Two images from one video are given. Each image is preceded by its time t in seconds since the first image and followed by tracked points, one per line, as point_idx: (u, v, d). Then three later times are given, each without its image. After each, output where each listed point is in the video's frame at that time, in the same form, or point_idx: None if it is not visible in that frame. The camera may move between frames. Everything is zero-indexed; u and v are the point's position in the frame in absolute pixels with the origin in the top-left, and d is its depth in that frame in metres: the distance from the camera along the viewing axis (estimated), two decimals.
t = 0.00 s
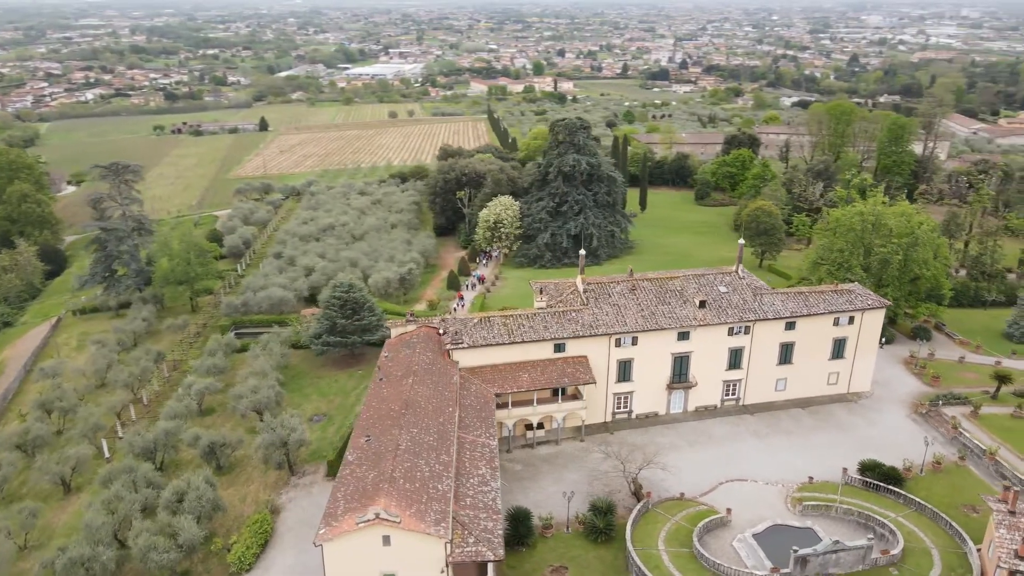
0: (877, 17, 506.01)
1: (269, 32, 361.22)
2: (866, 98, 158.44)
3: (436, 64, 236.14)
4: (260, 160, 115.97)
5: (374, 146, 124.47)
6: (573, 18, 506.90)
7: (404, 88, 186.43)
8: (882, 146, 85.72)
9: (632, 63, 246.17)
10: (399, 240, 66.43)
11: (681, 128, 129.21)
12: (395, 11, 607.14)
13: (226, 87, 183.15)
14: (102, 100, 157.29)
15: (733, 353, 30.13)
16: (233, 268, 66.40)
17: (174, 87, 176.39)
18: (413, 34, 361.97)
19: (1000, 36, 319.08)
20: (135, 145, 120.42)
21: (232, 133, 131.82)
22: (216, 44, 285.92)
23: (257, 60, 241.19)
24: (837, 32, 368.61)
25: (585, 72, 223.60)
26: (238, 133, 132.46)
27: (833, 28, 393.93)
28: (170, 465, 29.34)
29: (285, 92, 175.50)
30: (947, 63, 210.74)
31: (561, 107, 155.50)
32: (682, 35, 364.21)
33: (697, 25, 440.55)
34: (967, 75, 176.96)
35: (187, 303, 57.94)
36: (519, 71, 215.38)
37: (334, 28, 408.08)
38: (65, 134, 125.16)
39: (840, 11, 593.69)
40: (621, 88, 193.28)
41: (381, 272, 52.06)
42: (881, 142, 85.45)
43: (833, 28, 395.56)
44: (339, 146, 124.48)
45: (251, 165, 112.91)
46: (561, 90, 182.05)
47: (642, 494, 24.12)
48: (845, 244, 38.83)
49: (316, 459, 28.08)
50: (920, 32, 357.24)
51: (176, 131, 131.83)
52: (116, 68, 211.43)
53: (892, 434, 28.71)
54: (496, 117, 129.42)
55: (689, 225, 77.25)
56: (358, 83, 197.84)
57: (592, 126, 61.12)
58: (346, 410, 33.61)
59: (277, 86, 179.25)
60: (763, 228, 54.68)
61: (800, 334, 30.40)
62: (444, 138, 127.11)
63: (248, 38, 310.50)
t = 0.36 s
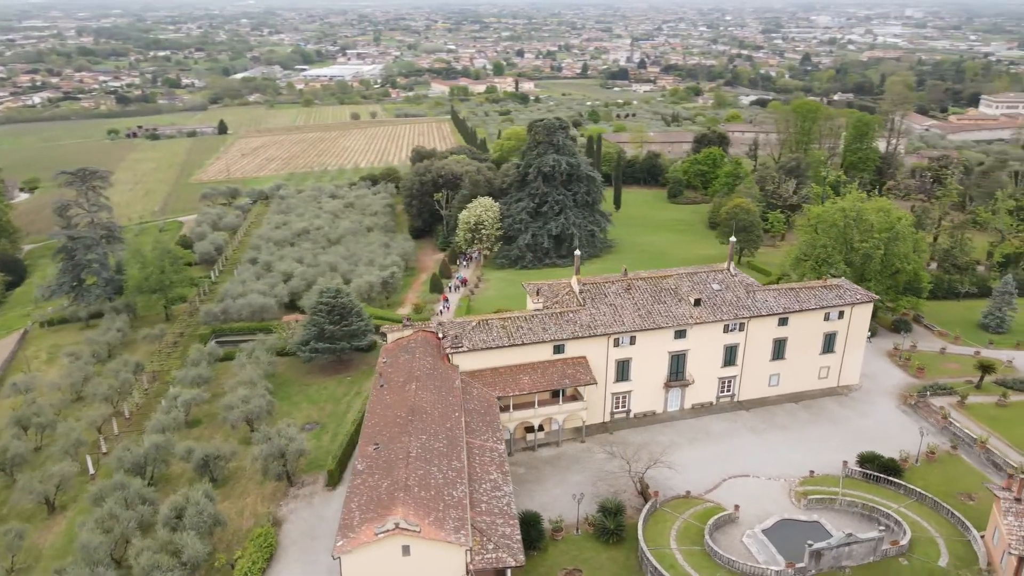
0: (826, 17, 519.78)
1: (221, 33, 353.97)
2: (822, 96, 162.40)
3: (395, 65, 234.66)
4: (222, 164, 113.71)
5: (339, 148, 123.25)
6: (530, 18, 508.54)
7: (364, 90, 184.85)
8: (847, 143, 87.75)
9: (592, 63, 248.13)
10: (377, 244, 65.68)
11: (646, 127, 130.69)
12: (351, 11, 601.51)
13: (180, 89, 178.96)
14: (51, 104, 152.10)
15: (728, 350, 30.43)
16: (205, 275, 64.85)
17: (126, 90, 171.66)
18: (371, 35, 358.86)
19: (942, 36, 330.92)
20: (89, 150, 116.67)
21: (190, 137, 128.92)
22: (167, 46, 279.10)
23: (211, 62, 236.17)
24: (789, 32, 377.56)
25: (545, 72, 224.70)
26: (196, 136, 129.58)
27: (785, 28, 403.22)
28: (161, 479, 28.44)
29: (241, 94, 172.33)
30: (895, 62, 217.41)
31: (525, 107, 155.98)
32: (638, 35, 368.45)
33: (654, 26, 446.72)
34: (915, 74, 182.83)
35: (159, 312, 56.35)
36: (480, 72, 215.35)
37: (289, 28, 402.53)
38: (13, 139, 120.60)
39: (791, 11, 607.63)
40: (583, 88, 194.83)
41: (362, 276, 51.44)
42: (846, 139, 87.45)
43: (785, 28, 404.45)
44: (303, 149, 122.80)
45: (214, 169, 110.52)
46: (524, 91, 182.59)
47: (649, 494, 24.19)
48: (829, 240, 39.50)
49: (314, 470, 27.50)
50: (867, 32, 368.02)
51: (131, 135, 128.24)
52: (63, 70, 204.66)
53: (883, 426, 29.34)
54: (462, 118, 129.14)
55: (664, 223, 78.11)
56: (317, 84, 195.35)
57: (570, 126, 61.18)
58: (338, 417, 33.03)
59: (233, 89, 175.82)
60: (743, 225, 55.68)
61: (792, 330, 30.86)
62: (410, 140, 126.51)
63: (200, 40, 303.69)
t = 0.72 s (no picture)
0: (779, 25, 533.20)
1: (176, 41, 347.82)
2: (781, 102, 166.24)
3: (357, 73, 233.56)
4: (185, 175, 111.56)
5: (305, 158, 122.12)
6: (490, 25, 510.73)
7: (326, 98, 183.44)
8: (816, 148, 89.71)
9: (555, 70, 250.25)
10: (357, 254, 64.99)
11: (614, 133, 132.14)
12: (310, 20, 596.99)
13: (137, 99, 175.14)
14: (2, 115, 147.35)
15: (726, 355, 30.68)
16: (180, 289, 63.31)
17: (80, 100, 167.35)
18: (331, 44, 356.50)
19: (890, 43, 341.54)
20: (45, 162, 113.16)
21: (150, 147, 126.24)
22: (121, 55, 273.09)
23: (169, 71, 231.88)
24: (744, 39, 386.32)
25: (509, 79, 225.89)
26: (156, 147, 126.89)
27: (741, 36, 411.98)
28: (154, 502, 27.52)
29: (200, 104, 169.39)
30: (849, 68, 223.84)
31: (492, 115, 156.46)
32: (599, 43, 373.00)
33: (613, 33, 453.07)
34: (869, 79, 188.49)
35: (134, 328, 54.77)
36: (443, 80, 215.52)
37: (247, 37, 398.11)
38: None
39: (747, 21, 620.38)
40: (547, 95, 196.40)
41: (347, 288, 50.80)
42: (816, 144, 89.38)
43: (741, 35, 413.67)
44: (268, 159, 121.24)
45: (179, 181, 108.25)
46: (488, 98, 183.22)
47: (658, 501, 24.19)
48: (815, 244, 40.18)
49: (315, 487, 26.92)
50: (820, 39, 378.49)
51: (88, 146, 124.89)
52: (11, 80, 198.60)
53: (879, 426, 29.85)
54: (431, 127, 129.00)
55: (641, 229, 78.91)
56: (278, 93, 193.13)
57: (551, 133, 61.43)
58: (334, 432, 32.46)
59: (191, 98, 172.78)
60: (725, 230, 56.84)
61: (787, 333, 31.27)
62: (379, 149, 125.99)
63: (155, 49, 297.68)
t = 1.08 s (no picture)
0: (737, 37, 545.21)
1: (134, 55, 341.87)
2: (746, 114, 169.68)
3: (322, 87, 232.38)
4: (151, 191, 109.39)
5: (274, 172, 120.85)
6: (454, 39, 513.53)
7: (292, 112, 181.96)
8: (790, 158, 91.44)
9: (521, 83, 252.09)
10: (341, 269, 64.33)
11: (586, 145, 133.36)
12: (272, 33, 592.94)
13: (96, 114, 171.54)
14: None
15: (727, 364, 30.89)
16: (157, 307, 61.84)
17: (37, 115, 163.17)
18: (294, 57, 354.13)
19: (845, 55, 351.38)
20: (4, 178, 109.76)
21: (113, 163, 123.57)
22: (77, 69, 267.39)
23: (129, 85, 227.86)
24: (705, 52, 393.95)
25: (475, 92, 226.95)
26: (119, 163, 124.27)
27: (702, 49, 419.68)
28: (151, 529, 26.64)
29: (162, 118, 166.57)
30: (807, 80, 229.98)
31: (461, 127, 156.85)
32: (563, 56, 376.97)
33: (575, 46, 457.89)
34: (829, 91, 193.51)
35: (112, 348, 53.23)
36: (410, 93, 215.52)
37: (209, 51, 394.20)
38: None
39: (708, 33, 633.54)
40: (514, 107, 197.63)
41: (335, 304, 50.20)
42: (789, 154, 91.14)
43: (702, 49, 422.16)
44: (237, 173, 119.67)
45: (146, 197, 106.08)
46: (456, 111, 183.74)
47: (671, 513, 24.14)
48: (804, 253, 40.88)
49: (320, 509, 26.36)
50: (778, 52, 387.87)
51: (48, 162, 121.67)
52: None
53: (878, 432, 30.31)
54: (404, 140, 128.82)
55: (621, 239, 79.58)
56: (243, 107, 190.93)
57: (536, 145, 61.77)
58: (333, 450, 31.88)
59: (153, 113, 169.81)
60: (710, 240, 58.01)
61: (786, 342, 31.63)
62: (350, 163, 125.39)
63: (112, 63, 292.13)
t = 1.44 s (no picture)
0: (698, 50, 555.89)
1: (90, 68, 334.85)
2: (711, 126, 172.78)
3: (287, 100, 230.49)
4: (117, 207, 107.09)
5: (244, 186, 119.42)
6: (419, 52, 513.92)
7: (257, 125, 180.03)
8: (765, 167, 93.05)
9: (488, 95, 253.29)
10: (325, 284, 63.57)
11: (557, 156, 134.43)
12: (233, 45, 587.13)
13: (54, 129, 167.48)
14: None
15: (728, 374, 31.11)
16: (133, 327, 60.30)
17: None
18: (257, 71, 350.97)
19: (802, 67, 360.55)
20: None
21: (75, 179, 120.77)
22: (31, 83, 260.72)
23: (87, 99, 223.13)
24: (666, 65, 400.65)
25: (443, 105, 227.42)
26: (81, 179, 121.49)
27: (663, 61, 426.43)
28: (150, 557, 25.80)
29: (123, 133, 163.25)
30: (768, 91, 235.30)
31: (431, 140, 156.87)
32: (527, 68, 379.94)
33: (539, 58, 461.59)
34: (791, 102, 198.03)
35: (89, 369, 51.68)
36: (377, 105, 215.06)
37: (169, 65, 388.56)
38: None
39: (672, 46, 643.08)
40: (482, 119, 198.46)
41: (324, 320, 49.58)
42: (764, 164, 92.76)
43: (664, 61, 429.18)
44: (205, 189, 117.95)
45: (113, 214, 103.83)
46: (424, 123, 183.81)
47: (684, 525, 24.11)
48: (793, 263, 41.61)
49: (326, 531, 25.80)
50: (737, 65, 396.29)
51: (7, 179, 118.35)
52: None
53: (876, 439, 30.78)
54: (376, 154, 128.48)
55: (602, 250, 80.15)
56: (207, 121, 188.22)
57: (521, 158, 62.04)
58: (334, 471, 31.25)
59: (114, 127, 166.37)
60: (694, 250, 59.09)
61: (784, 351, 31.99)
62: (322, 177, 124.56)
63: (67, 77, 285.60)
